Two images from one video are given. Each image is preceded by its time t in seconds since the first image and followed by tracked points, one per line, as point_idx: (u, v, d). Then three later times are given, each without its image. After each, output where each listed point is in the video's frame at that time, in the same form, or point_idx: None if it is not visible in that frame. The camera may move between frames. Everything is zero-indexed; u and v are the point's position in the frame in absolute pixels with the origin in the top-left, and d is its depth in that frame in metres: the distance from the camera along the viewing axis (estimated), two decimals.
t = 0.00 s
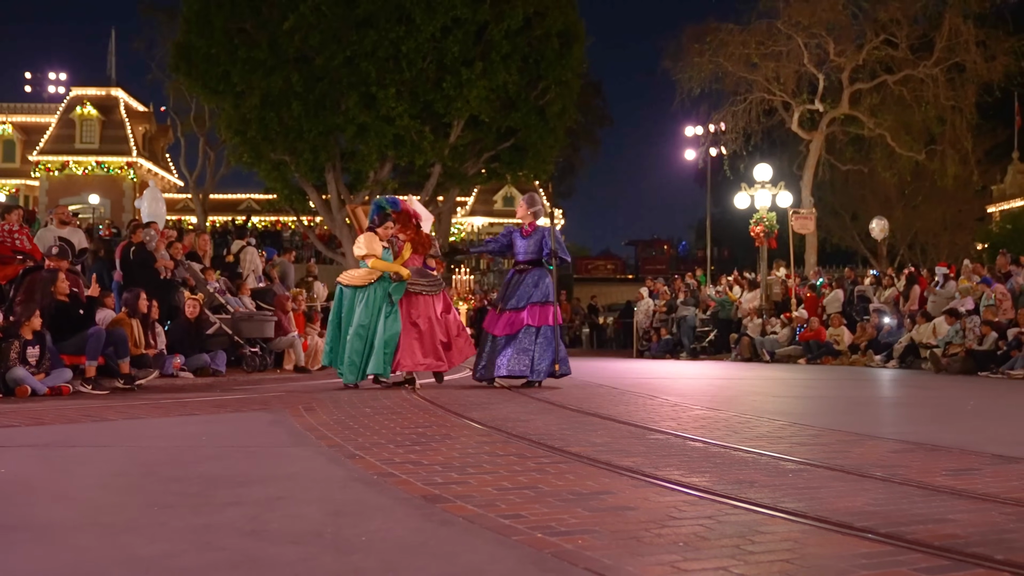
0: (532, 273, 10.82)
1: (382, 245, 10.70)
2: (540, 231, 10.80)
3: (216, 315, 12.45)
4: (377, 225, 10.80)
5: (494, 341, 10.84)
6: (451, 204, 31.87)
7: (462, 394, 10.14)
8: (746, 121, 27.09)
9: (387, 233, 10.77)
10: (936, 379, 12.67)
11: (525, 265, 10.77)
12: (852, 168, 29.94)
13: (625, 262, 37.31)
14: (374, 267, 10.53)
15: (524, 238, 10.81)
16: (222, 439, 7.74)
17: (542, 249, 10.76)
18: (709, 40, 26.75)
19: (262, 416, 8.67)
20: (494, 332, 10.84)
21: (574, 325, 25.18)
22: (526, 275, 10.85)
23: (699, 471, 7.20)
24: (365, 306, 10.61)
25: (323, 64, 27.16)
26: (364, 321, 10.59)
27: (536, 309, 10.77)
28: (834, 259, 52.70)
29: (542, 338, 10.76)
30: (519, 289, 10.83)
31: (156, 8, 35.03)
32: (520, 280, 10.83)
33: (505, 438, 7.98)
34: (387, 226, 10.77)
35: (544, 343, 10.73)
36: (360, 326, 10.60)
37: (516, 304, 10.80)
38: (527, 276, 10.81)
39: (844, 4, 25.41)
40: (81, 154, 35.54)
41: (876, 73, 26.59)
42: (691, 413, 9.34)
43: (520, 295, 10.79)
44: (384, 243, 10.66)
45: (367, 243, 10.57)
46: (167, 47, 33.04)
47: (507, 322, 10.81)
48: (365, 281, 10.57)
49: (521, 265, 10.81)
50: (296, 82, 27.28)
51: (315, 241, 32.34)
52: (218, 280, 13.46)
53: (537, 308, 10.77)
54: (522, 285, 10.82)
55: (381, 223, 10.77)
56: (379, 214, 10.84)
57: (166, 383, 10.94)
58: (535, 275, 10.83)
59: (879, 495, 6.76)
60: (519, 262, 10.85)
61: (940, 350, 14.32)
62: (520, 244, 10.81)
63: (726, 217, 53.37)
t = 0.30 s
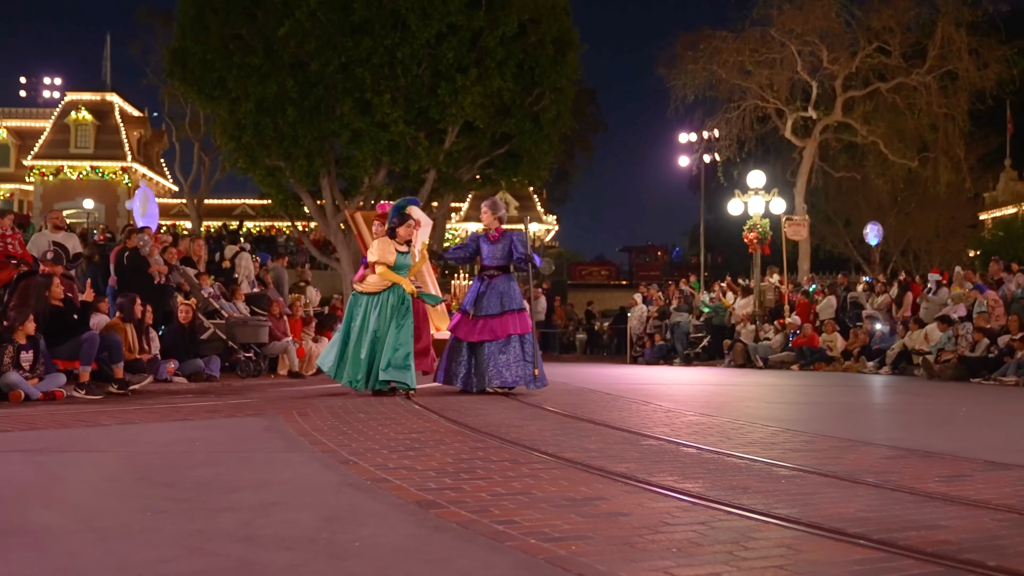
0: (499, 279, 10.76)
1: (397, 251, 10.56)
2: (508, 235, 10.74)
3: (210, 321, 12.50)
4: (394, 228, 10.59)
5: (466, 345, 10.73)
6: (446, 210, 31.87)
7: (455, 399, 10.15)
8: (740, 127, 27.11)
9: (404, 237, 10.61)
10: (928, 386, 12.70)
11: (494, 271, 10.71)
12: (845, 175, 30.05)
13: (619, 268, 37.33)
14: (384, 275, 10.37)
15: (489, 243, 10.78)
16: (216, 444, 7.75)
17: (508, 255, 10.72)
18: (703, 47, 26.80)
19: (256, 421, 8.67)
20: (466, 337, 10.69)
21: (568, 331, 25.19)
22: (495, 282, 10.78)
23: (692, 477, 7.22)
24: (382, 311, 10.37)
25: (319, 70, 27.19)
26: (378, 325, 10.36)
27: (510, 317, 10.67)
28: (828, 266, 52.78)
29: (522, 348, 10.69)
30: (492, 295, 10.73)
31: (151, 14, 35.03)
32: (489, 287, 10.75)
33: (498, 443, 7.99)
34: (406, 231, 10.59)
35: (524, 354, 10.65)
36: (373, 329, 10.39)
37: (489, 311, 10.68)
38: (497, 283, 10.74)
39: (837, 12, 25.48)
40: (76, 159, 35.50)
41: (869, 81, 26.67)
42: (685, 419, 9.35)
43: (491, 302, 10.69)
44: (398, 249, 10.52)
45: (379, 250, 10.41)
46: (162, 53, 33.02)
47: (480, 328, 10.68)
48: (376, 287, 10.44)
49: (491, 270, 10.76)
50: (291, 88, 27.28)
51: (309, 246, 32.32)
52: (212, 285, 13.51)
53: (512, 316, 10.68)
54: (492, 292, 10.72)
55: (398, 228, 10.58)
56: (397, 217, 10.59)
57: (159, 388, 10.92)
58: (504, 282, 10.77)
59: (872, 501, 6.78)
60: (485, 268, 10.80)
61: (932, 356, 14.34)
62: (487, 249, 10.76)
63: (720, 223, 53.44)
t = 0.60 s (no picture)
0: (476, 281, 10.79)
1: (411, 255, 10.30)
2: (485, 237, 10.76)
3: (198, 323, 12.55)
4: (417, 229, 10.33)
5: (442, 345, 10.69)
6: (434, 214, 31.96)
7: (444, 401, 10.19)
8: (727, 132, 27.24)
9: (425, 243, 10.41)
10: (913, 389, 12.80)
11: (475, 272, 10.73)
12: (831, 179, 30.22)
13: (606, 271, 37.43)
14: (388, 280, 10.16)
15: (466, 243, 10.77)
16: (204, 447, 7.76)
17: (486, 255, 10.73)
18: (691, 53, 26.93)
19: (244, 424, 8.69)
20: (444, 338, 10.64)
21: (556, 334, 25.27)
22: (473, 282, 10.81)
23: (679, 480, 7.28)
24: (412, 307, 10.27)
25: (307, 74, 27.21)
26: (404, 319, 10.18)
27: (488, 321, 10.64)
28: (815, 269, 53.01)
29: (500, 352, 10.71)
30: (472, 296, 10.70)
31: (140, 17, 34.99)
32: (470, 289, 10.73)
33: (486, 446, 8.03)
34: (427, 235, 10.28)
35: (504, 357, 10.67)
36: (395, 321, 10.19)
37: (468, 313, 10.65)
38: (478, 285, 10.76)
39: (824, 19, 25.63)
40: (65, 161, 35.41)
41: (855, 87, 26.85)
42: (672, 422, 9.39)
43: (469, 304, 10.68)
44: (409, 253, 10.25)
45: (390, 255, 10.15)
46: (151, 55, 32.97)
47: (456, 330, 10.64)
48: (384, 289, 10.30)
49: (470, 272, 10.78)
50: (280, 92, 27.30)
51: (297, 249, 32.32)
52: (201, 288, 13.47)
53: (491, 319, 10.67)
54: (470, 294, 10.71)
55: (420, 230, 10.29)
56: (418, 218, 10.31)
57: (147, 390, 10.91)
58: (480, 283, 10.81)
59: (857, 504, 6.84)
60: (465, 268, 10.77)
61: (917, 360, 14.45)
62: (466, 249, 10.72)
63: (707, 227, 53.60)
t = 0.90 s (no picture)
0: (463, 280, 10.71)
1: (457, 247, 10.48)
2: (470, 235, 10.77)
3: (177, 326, 12.55)
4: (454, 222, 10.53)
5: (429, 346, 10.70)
6: (416, 217, 31.98)
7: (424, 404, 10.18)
8: (707, 135, 27.37)
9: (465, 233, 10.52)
10: (889, 391, 12.85)
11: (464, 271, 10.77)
12: (811, 182, 30.35)
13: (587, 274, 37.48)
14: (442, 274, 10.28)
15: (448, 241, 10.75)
16: (182, 451, 7.72)
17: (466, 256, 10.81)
18: (672, 56, 27.03)
19: (223, 427, 8.65)
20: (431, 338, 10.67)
21: (537, 337, 25.29)
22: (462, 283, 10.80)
23: (659, 482, 7.29)
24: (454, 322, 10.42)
25: (288, 76, 27.16)
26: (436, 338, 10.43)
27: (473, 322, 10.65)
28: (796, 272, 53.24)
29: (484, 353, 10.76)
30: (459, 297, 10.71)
31: (120, 18, 34.84)
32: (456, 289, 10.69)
33: (465, 449, 8.02)
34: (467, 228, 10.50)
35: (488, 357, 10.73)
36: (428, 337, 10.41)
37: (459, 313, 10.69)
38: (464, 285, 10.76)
39: (804, 22, 25.73)
40: (45, 163, 35.17)
41: (834, 90, 27.01)
42: (651, 424, 9.41)
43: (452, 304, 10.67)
44: (460, 247, 10.42)
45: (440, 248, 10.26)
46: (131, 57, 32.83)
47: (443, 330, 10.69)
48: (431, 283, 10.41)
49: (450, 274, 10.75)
50: (261, 93, 27.23)
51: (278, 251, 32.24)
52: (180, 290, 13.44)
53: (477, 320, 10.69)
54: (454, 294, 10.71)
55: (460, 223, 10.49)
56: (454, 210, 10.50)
57: (126, 393, 10.86)
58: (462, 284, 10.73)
59: (836, 506, 6.87)
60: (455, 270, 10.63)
61: (895, 361, 14.52)
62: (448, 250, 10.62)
63: (689, 230, 53.75)
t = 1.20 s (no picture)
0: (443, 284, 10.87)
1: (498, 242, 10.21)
2: (460, 240, 10.95)
3: (151, 326, 12.41)
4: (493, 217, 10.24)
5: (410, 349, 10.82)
6: (392, 217, 31.95)
7: (400, 405, 10.16)
8: (683, 136, 27.49)
9: (506, 228, 10.21)
10: (861, 390, 12.94)
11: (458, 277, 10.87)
12: (786, 182, 30.55)
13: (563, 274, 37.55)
14: (478, 272, 10.09)
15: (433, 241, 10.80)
16: (155, 452, 7.67)
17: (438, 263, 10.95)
18: (647, 56, 27.12)
19: (197, 429, 8.60)
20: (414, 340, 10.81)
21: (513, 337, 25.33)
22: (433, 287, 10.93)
23: (634, 482, 7.30)
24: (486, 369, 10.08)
25: (264, 75, 27.05)
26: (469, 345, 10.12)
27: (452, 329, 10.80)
28: (772, 272, 53.52)
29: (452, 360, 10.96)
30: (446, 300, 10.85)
31: (94, 16, 34.58)
32: (436, 290, 10.84)
33: (440, 450, 8.01)
34: (507, 222, 10.19)
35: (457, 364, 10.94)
36: (469, 335, 10.06)
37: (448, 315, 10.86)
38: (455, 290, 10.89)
39: (779, 24, 25.86)
40: (17, 162, 34.83)
41: (809, 91, 27.19)
42: (628, 424, 9.43)
43: (431, 307, 10.81)
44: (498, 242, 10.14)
45: (474, 243, 10.02)
46: (104, 56, 32.59)
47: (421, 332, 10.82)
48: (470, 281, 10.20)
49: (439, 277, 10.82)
50: (236, 93, 27.11)
51: (253, 251, 32.10)
52: (154, 291, 13.33)
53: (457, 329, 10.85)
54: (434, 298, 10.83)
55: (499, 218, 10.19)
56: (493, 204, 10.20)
57: (100, 394, 10.77)
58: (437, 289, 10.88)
59: (810, 505, 6.90)
60: (444, 275, 10.76)
61: (870, 361, 14.62)
62: (442, 253, 10.72)
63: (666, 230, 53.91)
